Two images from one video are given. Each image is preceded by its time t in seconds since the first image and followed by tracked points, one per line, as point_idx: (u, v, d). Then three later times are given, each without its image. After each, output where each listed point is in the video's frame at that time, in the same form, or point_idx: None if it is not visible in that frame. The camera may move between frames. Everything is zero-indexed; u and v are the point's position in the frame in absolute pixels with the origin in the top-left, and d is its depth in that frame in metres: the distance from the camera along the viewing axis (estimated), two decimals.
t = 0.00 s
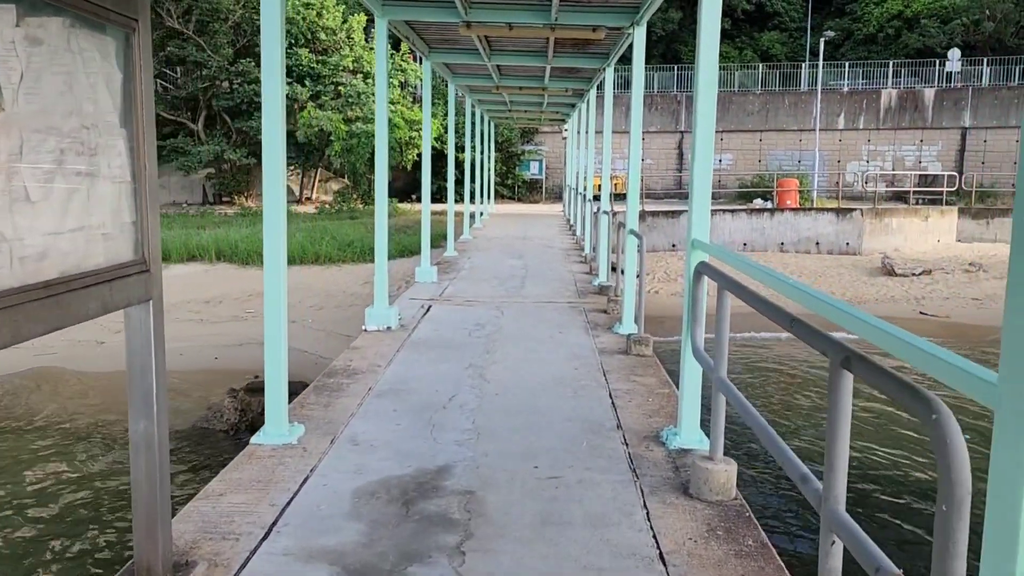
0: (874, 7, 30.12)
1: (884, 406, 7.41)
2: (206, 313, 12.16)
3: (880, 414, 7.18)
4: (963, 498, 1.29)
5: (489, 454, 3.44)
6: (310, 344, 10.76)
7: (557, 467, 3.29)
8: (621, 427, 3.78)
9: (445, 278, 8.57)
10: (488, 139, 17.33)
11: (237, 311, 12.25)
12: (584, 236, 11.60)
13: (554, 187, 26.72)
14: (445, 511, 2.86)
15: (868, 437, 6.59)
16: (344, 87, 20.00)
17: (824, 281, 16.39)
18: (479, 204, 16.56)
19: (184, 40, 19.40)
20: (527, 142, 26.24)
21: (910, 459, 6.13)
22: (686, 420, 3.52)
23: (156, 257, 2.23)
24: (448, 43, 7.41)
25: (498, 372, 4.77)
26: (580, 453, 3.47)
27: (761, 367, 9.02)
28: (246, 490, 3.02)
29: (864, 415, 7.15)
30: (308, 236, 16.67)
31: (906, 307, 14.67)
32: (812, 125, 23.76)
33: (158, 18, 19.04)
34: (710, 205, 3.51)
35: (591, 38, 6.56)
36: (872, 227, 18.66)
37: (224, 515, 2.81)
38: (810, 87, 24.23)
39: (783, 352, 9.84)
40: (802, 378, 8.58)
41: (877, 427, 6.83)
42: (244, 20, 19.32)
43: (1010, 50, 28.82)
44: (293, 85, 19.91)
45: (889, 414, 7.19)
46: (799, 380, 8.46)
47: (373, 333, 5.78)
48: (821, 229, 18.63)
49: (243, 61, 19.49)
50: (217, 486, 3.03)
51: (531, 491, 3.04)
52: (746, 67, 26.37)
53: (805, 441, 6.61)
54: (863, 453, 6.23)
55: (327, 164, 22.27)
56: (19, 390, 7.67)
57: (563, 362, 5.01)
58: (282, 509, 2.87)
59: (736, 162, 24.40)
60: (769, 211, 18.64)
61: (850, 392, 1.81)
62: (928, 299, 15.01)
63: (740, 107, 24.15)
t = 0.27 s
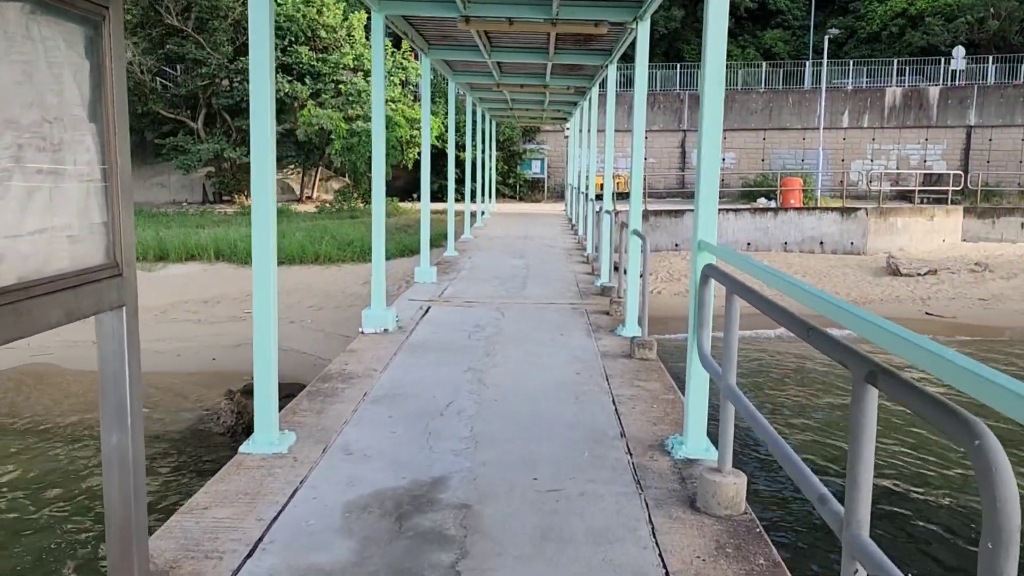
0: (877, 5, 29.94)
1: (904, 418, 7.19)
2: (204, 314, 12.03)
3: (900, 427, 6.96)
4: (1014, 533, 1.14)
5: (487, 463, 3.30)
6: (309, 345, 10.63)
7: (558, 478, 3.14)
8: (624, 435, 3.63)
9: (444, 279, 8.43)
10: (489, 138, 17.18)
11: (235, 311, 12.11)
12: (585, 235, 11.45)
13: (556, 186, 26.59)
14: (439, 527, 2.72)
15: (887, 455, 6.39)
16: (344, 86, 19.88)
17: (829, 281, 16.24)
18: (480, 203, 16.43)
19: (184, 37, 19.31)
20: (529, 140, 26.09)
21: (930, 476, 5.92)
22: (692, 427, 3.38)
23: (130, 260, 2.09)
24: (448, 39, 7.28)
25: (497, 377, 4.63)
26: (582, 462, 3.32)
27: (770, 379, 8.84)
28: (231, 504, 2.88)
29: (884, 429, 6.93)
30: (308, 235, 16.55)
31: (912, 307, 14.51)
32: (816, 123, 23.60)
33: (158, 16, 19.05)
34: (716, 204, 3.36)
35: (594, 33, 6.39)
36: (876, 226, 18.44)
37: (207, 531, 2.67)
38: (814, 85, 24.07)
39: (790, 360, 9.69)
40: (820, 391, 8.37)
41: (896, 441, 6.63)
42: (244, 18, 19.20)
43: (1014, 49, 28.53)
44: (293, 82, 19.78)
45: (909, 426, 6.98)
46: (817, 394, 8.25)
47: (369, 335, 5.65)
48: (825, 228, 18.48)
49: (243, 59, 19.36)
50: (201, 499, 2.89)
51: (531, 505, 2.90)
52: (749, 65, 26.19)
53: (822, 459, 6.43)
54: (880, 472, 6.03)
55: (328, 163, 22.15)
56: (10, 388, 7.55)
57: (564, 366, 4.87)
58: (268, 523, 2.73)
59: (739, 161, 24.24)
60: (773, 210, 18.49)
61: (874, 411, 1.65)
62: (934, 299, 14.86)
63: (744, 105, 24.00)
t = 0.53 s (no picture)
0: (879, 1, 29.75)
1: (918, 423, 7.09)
2: (201, 313, 11.89)
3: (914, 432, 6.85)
4: None
5: (489, 474, 3.15)
6: (307, 345, 10.48)
7: (563, 491, 3.00)
8: (632, 443, 3.48)
9: (445, 278, 8.28)
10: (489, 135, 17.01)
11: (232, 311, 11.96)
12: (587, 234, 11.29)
13: (556, 184, 26.42)
14: (439, 545, 2.57)
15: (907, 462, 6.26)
16: (343, 83, 19.71)
17: (832, 280, 16.09)
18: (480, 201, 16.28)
19: (181, 34, 19.13)
20: (529, 138, 25.92)
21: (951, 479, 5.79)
22: (702, 435, 3.23)
23: (106, 266, 1.95)
24: (448, 33, 7.12)
25: (499, 381, 4.48)
26: (589, 474, 3.17)
27: (777, 382, 8.68)
28: (220, 520, 2.73)
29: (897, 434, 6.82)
30: (306, 233, 16.40)
31: (916, 306, 14.37)
32: (818, 121, 23.44)
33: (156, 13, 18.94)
34: (728, 203, 3.21)
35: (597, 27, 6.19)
36: (880, 224, 18.31)
37: (193, 550, 2.52)
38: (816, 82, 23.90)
39: (796, 361, 9.53)
40: (829, 396, 8.23)
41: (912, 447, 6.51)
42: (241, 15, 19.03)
43: (1017, 45, 28.29)
44: (291, 80, 19.63)
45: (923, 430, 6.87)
46: (826, 399, 8.12)
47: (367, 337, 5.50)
48: (828, 226, 18.34)
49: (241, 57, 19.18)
50: (188, 515, 2.75)
51: (536, 521, 2.75)
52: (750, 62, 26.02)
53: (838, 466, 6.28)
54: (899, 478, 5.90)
55: (326, 161, 21.98)
56: None
57: (568, 370, 4.72)
58: (259, 541, 2.59)
59: (741, 159, 24.08)
60: (775, 208, 18.34)
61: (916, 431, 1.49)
62: (939, 297, 14.71)
63: (745, 102, 23.83)
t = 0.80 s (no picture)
0: None
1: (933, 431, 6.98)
2: (198, 313, 11.74)
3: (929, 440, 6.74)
4: None
5: (493, 492, 2.99)
6: (304, 347, 10.33)
7: (571, 511, 2.85)
8: (643, 458, 3.33)
9: (444, 279, 8.12)
10: (489, 132, 16.83)
11: (229, 310, 11.81)
12: (588, 232, 11.12)
13: (556, 181, 26.26)
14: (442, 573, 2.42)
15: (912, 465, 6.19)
16: (341, 80, 19.53)
17: (835, 278, 15.95)
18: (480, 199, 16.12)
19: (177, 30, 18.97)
20: (528, 135, 25.75)
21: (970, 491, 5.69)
22: (717, 450, 3.09)
23: (81, 281, 1.79)
24: (447, 30, 6.98)
25: (502, 389, 4.33)
26: (599, 491, 3.02)
27: (783, 382, 8.55)
28: (209, 545, 2.58)
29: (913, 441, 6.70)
30: (303, 232, 16.24)
31: (920, 305, 14.24)
32: (819, 118, 23.31)
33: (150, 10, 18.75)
34: (745, 208, 3.05)
35: (601, 22, 6.03)
36: (882, 221, 18.13)
37: None
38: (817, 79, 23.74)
39: (801, 362, 9.40)
40: (839, 393, 8.09)
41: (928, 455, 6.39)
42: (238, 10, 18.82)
43: (1018, 42, 28.12)
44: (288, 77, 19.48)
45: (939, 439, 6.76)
46: (836, 396, 7.97)
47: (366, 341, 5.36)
48: (830, 224, 18.21)
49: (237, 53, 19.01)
50: (174, 541, 2.59)
51: (544, 546, 2.60)
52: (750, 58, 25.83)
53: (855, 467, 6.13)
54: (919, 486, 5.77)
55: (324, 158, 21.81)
56: None
57: (573, 377, 4.56)
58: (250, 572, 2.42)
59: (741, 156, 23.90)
60: (777, 205, 18.20)
61: (979, 476, 1.33)
62: (942, 296, 14.58)
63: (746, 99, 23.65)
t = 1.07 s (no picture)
0: None
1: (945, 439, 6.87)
2: (193, 311, 11.62)
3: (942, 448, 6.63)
4: None
5: (493, 503, 2.87)
6: (300, 346, 10.19)
7: (575, 523, 2.72)
8: (649, 466, 3.21)
9: (443, 279, 7.99)
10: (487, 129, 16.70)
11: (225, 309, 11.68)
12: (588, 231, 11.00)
13: (554, 179, 26.14)
14: None
15: (914, 469, 6.20)
16: (339, 76, 19.37)
17: (835, 277, 15.85)
18: (478, 197, 15.99)
19: (173, 26, 18.71)
20: (527, 133, 25.62)
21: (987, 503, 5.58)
22: (727, 458, 2.96)
23: (53, 285, 1.66)
24: (447, 24, 6.86)
25: (502, 393, 4.21)
26: (604, 502, 2.90)
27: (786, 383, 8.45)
28: (194, 560, 2.45)
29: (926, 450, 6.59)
30: (300, 229, 16.09)
31: (921, 304, 14.14)
32: (819, 116, 23.20)
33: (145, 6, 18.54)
34: (757, 209, 2.94)
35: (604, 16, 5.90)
36: (883, 219, 17.97)
37: None
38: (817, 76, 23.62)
39: (804, 362, 9.29)
40: (847, 399, 7.96)
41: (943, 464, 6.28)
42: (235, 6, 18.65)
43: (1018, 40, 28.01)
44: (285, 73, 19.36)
45: (952, 447, 6.65)
46: (845, 402, 7.84)
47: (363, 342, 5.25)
48: (830, 222, 18.10)
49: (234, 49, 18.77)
50: (158, 557, 2.46)
51: (546, 561, 2.47)
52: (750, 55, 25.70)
53: (862, 476, 6.06)
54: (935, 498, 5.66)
55: (321, 155, 21.66)
56: None
57: (575, 380, 4.44)
58: None
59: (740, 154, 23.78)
60: (777, 204, 18.11)
61: None
62: (944, 296, 14.49)
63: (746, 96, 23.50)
